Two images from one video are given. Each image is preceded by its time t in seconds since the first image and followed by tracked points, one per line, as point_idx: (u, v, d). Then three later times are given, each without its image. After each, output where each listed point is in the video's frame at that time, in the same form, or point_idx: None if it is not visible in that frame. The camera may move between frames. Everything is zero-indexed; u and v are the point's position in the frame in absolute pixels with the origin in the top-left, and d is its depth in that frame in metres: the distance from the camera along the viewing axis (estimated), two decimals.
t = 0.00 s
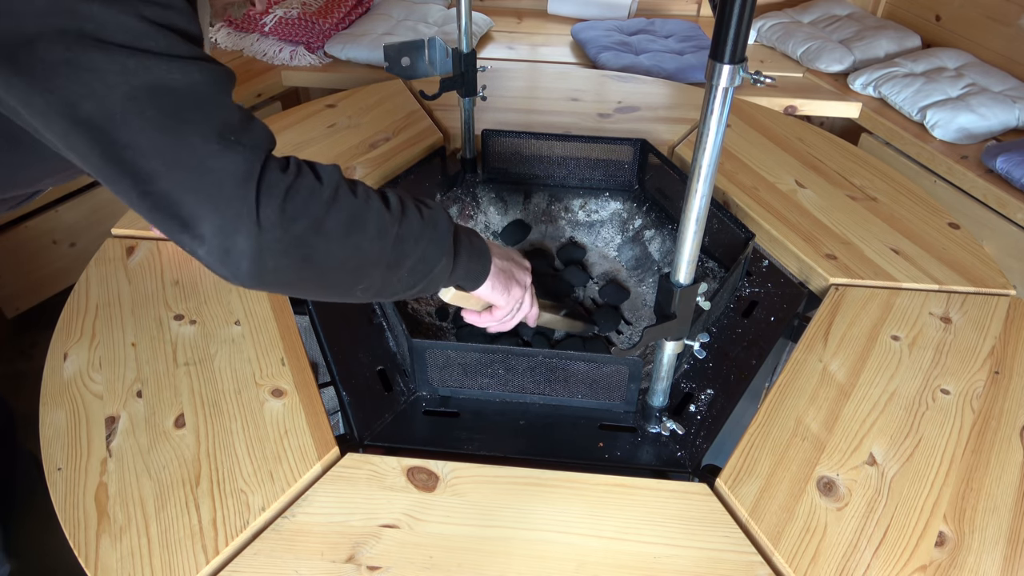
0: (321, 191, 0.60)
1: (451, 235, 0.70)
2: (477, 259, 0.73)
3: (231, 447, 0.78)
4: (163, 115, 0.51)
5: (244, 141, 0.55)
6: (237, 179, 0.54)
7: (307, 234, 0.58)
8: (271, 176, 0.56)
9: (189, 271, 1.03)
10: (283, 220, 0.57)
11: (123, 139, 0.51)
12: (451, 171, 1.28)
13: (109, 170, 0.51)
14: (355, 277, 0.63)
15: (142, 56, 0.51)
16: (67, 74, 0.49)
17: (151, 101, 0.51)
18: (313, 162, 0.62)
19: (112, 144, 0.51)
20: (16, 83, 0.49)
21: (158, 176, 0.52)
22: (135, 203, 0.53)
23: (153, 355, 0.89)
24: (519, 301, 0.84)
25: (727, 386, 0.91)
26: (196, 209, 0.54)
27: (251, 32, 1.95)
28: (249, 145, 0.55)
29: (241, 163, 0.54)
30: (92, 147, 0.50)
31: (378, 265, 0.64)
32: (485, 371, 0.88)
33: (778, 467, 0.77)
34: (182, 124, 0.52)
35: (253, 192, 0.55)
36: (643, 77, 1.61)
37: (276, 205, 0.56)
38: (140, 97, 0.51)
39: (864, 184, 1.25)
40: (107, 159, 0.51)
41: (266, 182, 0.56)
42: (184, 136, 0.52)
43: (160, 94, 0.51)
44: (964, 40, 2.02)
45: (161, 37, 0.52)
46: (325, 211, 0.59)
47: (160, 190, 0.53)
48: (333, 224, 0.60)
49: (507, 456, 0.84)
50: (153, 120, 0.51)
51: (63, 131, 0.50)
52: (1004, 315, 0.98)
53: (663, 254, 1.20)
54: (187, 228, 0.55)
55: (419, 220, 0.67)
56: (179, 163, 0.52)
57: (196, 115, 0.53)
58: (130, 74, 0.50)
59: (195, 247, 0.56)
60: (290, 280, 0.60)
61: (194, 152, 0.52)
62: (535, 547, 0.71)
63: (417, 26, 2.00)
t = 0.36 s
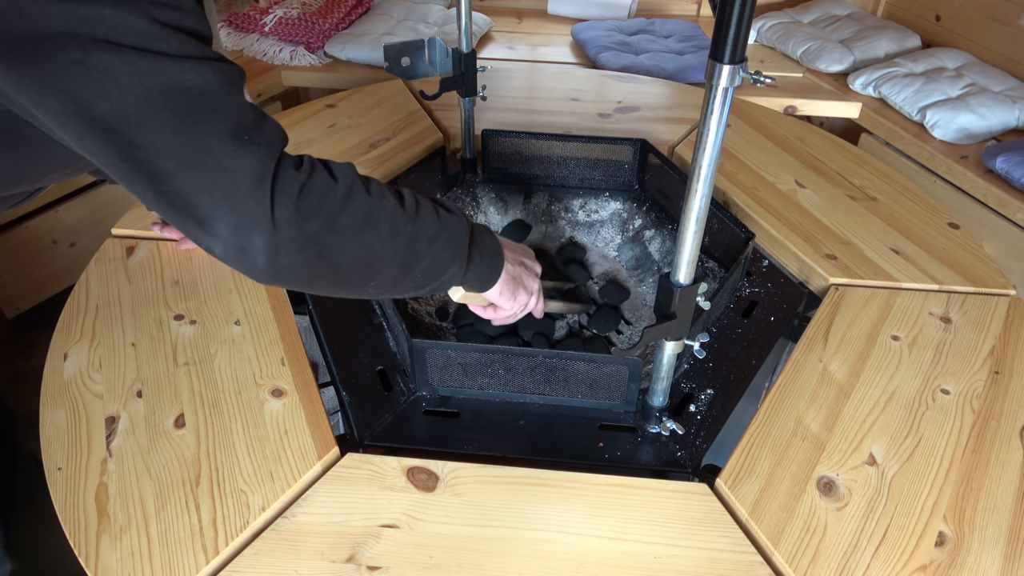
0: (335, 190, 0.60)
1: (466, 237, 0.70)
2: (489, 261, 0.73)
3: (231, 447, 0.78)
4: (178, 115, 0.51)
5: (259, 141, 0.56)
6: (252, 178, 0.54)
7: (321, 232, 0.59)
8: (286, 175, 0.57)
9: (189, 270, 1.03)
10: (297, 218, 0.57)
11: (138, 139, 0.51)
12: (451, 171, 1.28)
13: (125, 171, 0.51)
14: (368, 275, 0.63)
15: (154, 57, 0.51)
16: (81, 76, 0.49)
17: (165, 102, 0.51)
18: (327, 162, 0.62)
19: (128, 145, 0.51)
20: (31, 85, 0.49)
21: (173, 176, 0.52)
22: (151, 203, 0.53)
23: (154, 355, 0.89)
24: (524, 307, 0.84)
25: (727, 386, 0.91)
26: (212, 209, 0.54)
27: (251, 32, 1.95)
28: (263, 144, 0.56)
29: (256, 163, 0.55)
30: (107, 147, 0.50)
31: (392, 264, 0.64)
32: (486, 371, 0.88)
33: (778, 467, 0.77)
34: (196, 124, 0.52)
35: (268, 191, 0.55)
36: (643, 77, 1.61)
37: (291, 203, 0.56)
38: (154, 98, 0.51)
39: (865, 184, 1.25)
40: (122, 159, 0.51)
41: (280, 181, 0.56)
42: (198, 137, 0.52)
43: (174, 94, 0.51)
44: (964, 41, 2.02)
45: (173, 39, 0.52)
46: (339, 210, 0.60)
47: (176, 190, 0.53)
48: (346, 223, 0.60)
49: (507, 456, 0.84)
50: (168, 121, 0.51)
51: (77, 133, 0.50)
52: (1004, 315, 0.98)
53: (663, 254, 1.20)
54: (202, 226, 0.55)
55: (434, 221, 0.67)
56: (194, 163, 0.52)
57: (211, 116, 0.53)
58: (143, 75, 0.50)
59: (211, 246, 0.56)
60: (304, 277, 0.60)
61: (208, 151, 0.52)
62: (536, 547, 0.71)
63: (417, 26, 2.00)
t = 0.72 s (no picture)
0: (346, 188, 0.60)
1: (481, 240, 0.70)
2: (504, 267, 0.72)
3: (231, 447, 0.78)
4: (185, 112, 0.51)
5: (268, 137, 0.55)
6: (262, 175, 0.54)
7: (331, 230, 0.59)
8: (295, 172, 0.57)
9: (189, 271, 1.03)
10: (307, 215, 0.57)
11: (147, 137, 0.51)
12: (451, 171, 1.28)
13: (134, 169, 0.51)
14: (380, 274, 0.63)
15: (162, 55, 0.51)
16: (89, 74, 0.49)
17: (173, 99, 0.51)
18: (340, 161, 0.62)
19: (136, 143, 0.51)
20: (40, 86, 0.49)
21: (183, 173, 0.52)
22: (162, 200, 0.53)
23: (154, 355, 0.89)
24: (542, 315, 0.82)
25: (727, 386, 0.91)
26: (223, 206, 0.54)
27: (251, 32, 1.95)
28: (272, 141, 0.56)
29: (266, 159, 0.54)
30: (115, 145, 0.50)
31: (404, 264, 0.64)
32: (486, 371, 0.88)
33: (778, 467, 0.77)
34: (204, 121, 0.52)
35: (277, 187, 0.55)
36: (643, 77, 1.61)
37: (301, 200, 0.56)
38: (161, 96, 0.51)
39: (865, 184, 1.25)
40: (131, 157, 0.51)
41: (290, 178, 0.56)
42: (206, 133, 0.52)
43: (181, 92, 0.51)
44: (964, 40, 2.02)
45: (180, 36, 0.52)
46: (350, 207, 0.60)
47: (186, 186, 0.53)
48: (357, 220, 0.60)
49: (507, 456, 0.84)
50: (175, 119, 0.51)
51: (86, 132, 0.50)
52: (1005, 315, 0.98)
53: (663, 254, 1.20)
54: (213, 223, 0.55)
55: (448, 222, 0.67)
56: (203, 160, 0.52)
57: (219, 112, 0.53)
58: (151, 73, 0.50)
59: (222, 242, 0.56)
60: (315, 274, 0.60)
61: (217, 148, 0.52)
62: (536, 547, 0.71)
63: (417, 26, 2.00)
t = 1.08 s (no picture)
0: (351, 192, 0.60)
1: (482, 244, 0.70)
2: (504, 270, 0.73)
3: (231, 448, 0.78)
4: (194, 118, 0.51)
5: (275, 143, 0.56)
6: (270, 179, 0.55)
7: (337, 232, 0.59)
8: (303, 177, 0.57)
9: (189, 271, 1.03)
10: (314, 219, 0.57)
11: (155, 143, 0.51)
12: (451, 171, 1.28)
13: (142, 174, 0.51)
14: (385, 277, 0.64)
15: (170, 61, 0.51)
16: (99, 80, 0.49)
17: (182, 105, 0.51)
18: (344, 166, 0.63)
19: (144, 149, 0.51)
20: (47, 91, 0.48)
21: (190, 179, 0.53)
22: (169, 203, 0.54)
23: (154, 355, 0.89)
24: (542, 314, 0.82)
25: (727, 386, 0.91)
26: (230, 210, 0.54)
27: (251, 32, 1.94)
28: (279, 146, 0.56)
29: (273, 164, 0.55)
30: (124, 151, 0.50)
31: (408, 266, 0.64)
32: (486, 371, 0.88)
33: (778, 467, 0.77)
34: (213, 127, 0.52)
35: (285, 192, 0.55)
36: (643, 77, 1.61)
37: (308, 204, 0.57)
38: (170, 101, 0.50)
39: (865, 184, 1.25)
40: (140, 163, 0.51)
41: (298, 182, 0.57)
42: (215, 139, 0.52)
43: (190, 97, 0.51)
44: (964, 41, 2.01)
45: (188, 44, 0.51)
46: (356, 211, 0.60)
47: (193, 191, 0.53)
48: (362, 224, 0.60)
49: (507, 456, 0.84)
50: (184, 123, 0.51)
51: (95, 138, 0.50)
52: (1005, 315, 0.98)
53: (663, 254, 1.20)
54: (219, 225, 0.55)
55: (449, 226, 0.67)
56: (211, 164, 0.53)
57: (227, 117, 0.53)
58: (160, 79, 0.50)
59: (228, 244, 0.57)
60: (321, 277, 0.61)
61: (225, 153, 0.53)
62: (537, 547, 0.71)
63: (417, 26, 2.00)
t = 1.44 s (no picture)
0: (355, 193, 0.60)
1: (484, 248, 0.70)
2: (507, 274, 0.72)
3: (231, 448, 0.78)
4: (194, 121, 0.51)
5: (277, 144, 0.55)
6: (274, 181, 0.54)
7: (342, 233, 0.59)
8: (307, 177, 0.57)
9: (189, 271, 1.03)
10: (319, 219, 0.57)
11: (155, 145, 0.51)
12: (451, 171, 1.28)
13: (143, 176, 0.51)
14: (388, 279, 0.64)
15: (168, 64, 0.51)
16: (98, 84, 0.49)
17: (181, 108, 0.51)
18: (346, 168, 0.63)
19: (144, 151, 0.51)
20: (46, 95, 0.48)
21: (193, 181, 0.53)
22: (170, 206, 0.53)
23: (153, 355, 0.89)
24: (542, 322, 0.83)
25: (727, 386, 0.91)
26: (233, 211, 0.54)
27: (251, 32, 1.95)
28: (282, 147, 0.56)
29: (276, 166, 0.55)
30: (124, 153, 0.50)
31: (411, 267, 0.64)
32: (486, 371, 0.88)
33: (778, 467, 0.77)
34: (213, 129, 0.52)
35: (290, 192, 0.55)
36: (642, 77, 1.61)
37: (313, 205, 0.57)
38: (170, 104, 0.50)
39: (864, 184, 1.25)
40: (140, 165, 0.51)
41: (302, 183, 0.56)
42: (215, 141, 0.52)
43: (189, 99, 0.51)
44: (964, 40, 2.01)
45: (186, 46, 0.51)
46: (360, 212, 0.60)
47: (195, 194, 0.53)
48: (367, 225, 0.60)
49: (507, 457, 0.84)
50: (184, 126, 0.51)
51: (94, 141, 0.50)
52: (1005, 315, 0.98)
53: (663, 254, 1.20)
54: (222, 226, 0.55)
55: (452, 228, 0.67)
56: (213, 166, 0.52)
57: (227, 119, 0.53)
58: (159, 82, 0.50)
59: (231, 245, 0.56)
60: (325, 278, 0.60)
61: (228, 155, 0.52)
62: (537, 547, 0.71)
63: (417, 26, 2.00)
